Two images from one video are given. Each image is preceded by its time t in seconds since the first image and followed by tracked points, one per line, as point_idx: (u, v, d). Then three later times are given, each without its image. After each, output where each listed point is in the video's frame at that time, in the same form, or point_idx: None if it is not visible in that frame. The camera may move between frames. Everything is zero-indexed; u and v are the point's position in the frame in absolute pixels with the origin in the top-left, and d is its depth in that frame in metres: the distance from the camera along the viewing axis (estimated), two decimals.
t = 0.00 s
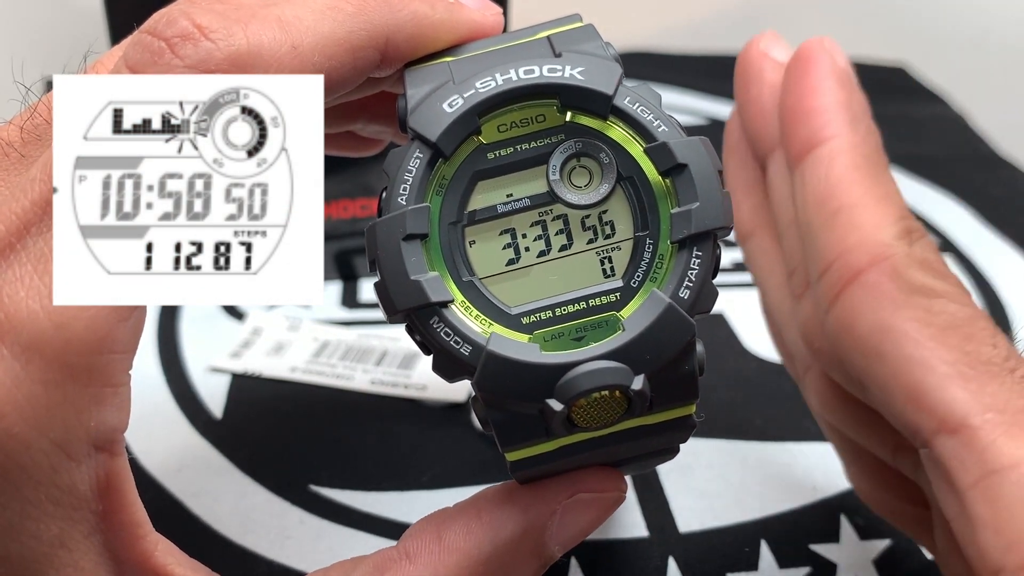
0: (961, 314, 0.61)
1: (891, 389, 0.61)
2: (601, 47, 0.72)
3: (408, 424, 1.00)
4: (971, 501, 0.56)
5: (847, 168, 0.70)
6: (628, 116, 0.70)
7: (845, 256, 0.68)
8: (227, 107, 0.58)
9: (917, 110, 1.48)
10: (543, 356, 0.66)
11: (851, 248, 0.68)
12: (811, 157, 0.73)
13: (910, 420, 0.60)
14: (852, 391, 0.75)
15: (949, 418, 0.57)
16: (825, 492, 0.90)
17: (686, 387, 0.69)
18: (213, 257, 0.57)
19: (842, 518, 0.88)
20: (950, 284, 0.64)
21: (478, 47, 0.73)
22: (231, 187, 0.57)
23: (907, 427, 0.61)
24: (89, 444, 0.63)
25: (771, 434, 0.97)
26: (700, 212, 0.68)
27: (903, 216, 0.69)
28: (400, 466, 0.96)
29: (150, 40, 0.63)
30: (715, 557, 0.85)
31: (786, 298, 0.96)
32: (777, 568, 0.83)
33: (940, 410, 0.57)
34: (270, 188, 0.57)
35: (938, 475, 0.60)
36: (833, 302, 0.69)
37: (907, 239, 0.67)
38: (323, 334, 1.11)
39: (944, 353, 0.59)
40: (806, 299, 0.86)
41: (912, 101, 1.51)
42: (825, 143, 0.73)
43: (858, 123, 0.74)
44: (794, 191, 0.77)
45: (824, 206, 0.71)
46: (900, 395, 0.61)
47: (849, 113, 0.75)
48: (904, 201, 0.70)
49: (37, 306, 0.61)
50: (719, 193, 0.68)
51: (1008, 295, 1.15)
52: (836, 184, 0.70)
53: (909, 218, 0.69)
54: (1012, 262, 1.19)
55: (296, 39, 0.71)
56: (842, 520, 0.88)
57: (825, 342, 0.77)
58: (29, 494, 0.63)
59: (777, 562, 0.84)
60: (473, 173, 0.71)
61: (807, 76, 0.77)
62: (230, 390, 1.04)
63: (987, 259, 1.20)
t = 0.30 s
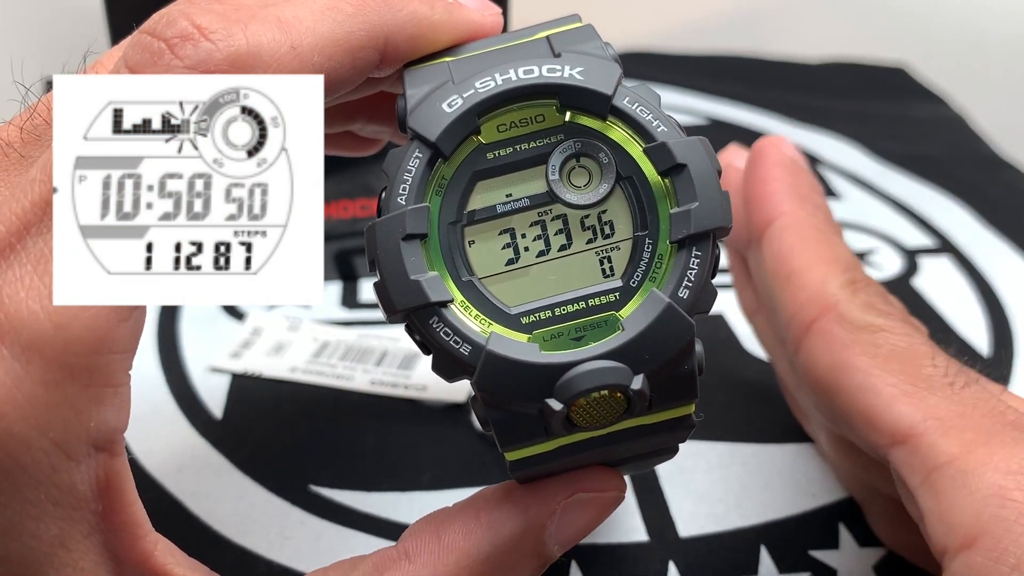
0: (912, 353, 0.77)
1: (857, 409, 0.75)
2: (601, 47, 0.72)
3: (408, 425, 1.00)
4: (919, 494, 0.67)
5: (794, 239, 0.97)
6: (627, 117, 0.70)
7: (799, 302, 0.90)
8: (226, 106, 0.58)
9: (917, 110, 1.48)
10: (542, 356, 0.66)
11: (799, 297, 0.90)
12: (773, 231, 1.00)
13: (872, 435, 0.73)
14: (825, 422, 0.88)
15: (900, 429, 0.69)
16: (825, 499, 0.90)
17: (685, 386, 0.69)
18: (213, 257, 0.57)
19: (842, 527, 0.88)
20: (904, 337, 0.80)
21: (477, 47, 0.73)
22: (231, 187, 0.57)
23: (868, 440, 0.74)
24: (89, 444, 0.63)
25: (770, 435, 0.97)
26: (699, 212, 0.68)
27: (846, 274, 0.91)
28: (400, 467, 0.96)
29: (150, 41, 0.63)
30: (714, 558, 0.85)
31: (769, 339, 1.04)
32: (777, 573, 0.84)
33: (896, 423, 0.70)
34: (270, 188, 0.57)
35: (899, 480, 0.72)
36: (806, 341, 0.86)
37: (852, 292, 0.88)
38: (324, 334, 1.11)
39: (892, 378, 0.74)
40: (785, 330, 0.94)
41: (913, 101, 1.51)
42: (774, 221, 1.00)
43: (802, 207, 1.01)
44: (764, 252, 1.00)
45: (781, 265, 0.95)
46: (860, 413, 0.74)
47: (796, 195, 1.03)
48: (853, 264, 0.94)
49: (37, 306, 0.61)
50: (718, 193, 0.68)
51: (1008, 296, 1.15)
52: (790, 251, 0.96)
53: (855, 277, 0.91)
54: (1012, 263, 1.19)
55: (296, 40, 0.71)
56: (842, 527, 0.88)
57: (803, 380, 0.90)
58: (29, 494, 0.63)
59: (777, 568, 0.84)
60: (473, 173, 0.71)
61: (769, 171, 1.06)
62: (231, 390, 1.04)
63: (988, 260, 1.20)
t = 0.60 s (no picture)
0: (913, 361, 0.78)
1: (861, 415, 0.75)
2: (602, 49, 0.72)
3: (409, 426, 1.00)
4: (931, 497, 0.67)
5: (789, 248, 0.97)
6: (628, 119, 0.70)
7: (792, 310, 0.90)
8: (227, 107, 0.58)
9: (918, 110, 1.48)
10: (543, 358, 0.66)
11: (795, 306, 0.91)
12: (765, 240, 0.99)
13: (878, 442, 0.73)
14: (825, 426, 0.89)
15: (908, 435, 0.70)
16: (825, 497, 0.90)
17: (686, 387, 0.69)
18: (213, 257, 0.57)
19: (842, 526, 0.88)
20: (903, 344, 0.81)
21: (479, 49, 0.73)
22: (232, 187, 0.57)
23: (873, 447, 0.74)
24: (90, 444, 0.63)
25: (771, 436, 0.97)
26: (700, 214, 0.68)
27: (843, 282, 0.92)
28: (400, 467, 0.96)
29: (153, 42, 0.63)
30: (714, 558, 0.85)
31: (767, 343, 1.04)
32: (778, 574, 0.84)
33: (903, 429, 0.70)
34: (271, 189, 0.57)
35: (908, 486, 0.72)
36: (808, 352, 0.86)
37: (851, 300, 0.89)
38: (324, 334, 1.11)
39: (895, 384, 0.75)
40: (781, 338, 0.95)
41: (913, 101, 1.51)
42: (767, 229, 1.00)
43: (795, 215, 1.01)
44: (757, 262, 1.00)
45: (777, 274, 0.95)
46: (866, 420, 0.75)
47: (787, 202, 1.03)
48: (848, 271, 0.95)
49: (40, 307, 0.61)
50: (719, 196, 0.68)
51: (1008, 296, 1.15)
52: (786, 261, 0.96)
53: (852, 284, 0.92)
54: (1012, 263, 1.20)
55: (298, 41, 0.71)
56: (842, 526, 0.88)
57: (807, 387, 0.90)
58: (29, 494, 0.63)
59: (777, 567, 0.85)
60: (475, 174, 0.70)
61: (758, 180, 1.06)
62: (231, 390, 1.04)
63: (988, 260, 1.20)
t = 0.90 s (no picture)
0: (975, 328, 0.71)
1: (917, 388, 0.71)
2: (603, 50, 0.72)
3: (409, 425, 1.00)
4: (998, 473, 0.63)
5: (835, 216, 0.83)
6: (629, 119, 0.70)
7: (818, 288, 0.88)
8: (227, 107, 0.58)
9: (918, 110, 1.48)
10: (545, 358, 0.66)
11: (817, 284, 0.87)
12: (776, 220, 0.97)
13: (940, 416, 0.69)
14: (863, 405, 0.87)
15: (972, 407, 0.66)
16: (825, 494, 0.91)
17: (687, 387, 0.69)
18: (213, 257, 0.57)
19: (843, 520, 0.88)
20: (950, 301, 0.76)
21: (480, 49, 0.73)
22: (231, 187, 0.57)
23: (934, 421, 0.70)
24: (92, 444, 0.63)
25: (771, 435, 0.97)
26: (701, 214, 0.68)
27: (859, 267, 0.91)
28: (400, 466, 0.96)
29: (155, 42, 0.63)
30: (715, 557, 0.85)
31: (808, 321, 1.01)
32: (778, 570, 0.84)
33: (971, 399, 0.66)
34: (270, 188, 0.57)
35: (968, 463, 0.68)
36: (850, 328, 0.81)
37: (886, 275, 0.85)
38: (324, 334, 1.11)
39: (957, 354, 0.69)
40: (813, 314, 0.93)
41: (913, 101, 1.51)
42: (810, 199, 0.86)
43: (837, 179, 0.86)
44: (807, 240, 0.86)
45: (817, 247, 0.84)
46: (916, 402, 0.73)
47: (825, 165, 0.88)
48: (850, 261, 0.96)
49: (43, 307, 0.61)
50: (720, 196, 0.68)
51: (1008, 296, 1.15)
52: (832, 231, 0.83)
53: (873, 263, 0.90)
54: (1011, 263, 1.20)
55: (300, 42, 0.71)
56: (842, 521, 0.88)
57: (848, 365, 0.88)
58: (30, 494, 0.63)
59: (778, 564, 0.84)
60: (476, 174, 0.71)
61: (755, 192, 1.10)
62: (231, 390, 1.04)
63: (987, 260, 1.20)
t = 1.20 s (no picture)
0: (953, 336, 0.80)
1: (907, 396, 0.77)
2: (603, 50, 0.72)
3: (409, 425, 1.00)
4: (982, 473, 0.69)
5: (817, 244, 0.97)
6: (629, 120, 0.70)
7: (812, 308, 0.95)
8: (227, 107, 0.58)
9: (918, 110, 1.48)
10: (545, 358, 0.66)
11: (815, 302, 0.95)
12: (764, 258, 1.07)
13: (927, 422, 0.75)
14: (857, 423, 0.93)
15: (955, 412, 0.72)
16: (825, 496, 0.91)
17: (686, 387, 0.69)
18: (213, 257, 0.57)
19: (842, 525, 0.88)
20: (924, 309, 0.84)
21: (480, 50, 0.73)
22: (231, 187, 0.57)
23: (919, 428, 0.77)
24: (93, 443, 0.63)
25: (771, 436, 0.97)
26: (701, 215, 0.68)
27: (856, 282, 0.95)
28: (400, 467, 0.96)
29: (156, 43, 0.63)
30: (714, 558, 0.85)
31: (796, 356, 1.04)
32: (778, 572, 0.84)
33: (954, 406, 0.73)
34: (270, 188, 0.57)
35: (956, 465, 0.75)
36: (839, 346, 0.88)
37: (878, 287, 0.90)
38: (324, 334, 1.11)
39: (940, 363, 0.76)
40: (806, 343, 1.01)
41: (913, 102, 1.51)
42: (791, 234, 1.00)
43: (815, 220, 1.01)
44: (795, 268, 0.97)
45: (804, 270, 0.96)
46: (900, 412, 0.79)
47: (802, 207, 1.03)
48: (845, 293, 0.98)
49: (44, 307, 0.61)
50: (720, 196, 0.68)
51: (1007, 296, 1.15)
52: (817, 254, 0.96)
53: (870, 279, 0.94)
54: (1011, 263, 1.20)
55: (300, 43, 0.71)
56: (841, 524, 0.88)
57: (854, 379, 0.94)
58: (31, 493, 0.63)
59: (778, 567, 0.85)
60: (476, 175, 0.71)
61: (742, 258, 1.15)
62: (231, 390, 1.04)
63: (987, 260, 1.20)
